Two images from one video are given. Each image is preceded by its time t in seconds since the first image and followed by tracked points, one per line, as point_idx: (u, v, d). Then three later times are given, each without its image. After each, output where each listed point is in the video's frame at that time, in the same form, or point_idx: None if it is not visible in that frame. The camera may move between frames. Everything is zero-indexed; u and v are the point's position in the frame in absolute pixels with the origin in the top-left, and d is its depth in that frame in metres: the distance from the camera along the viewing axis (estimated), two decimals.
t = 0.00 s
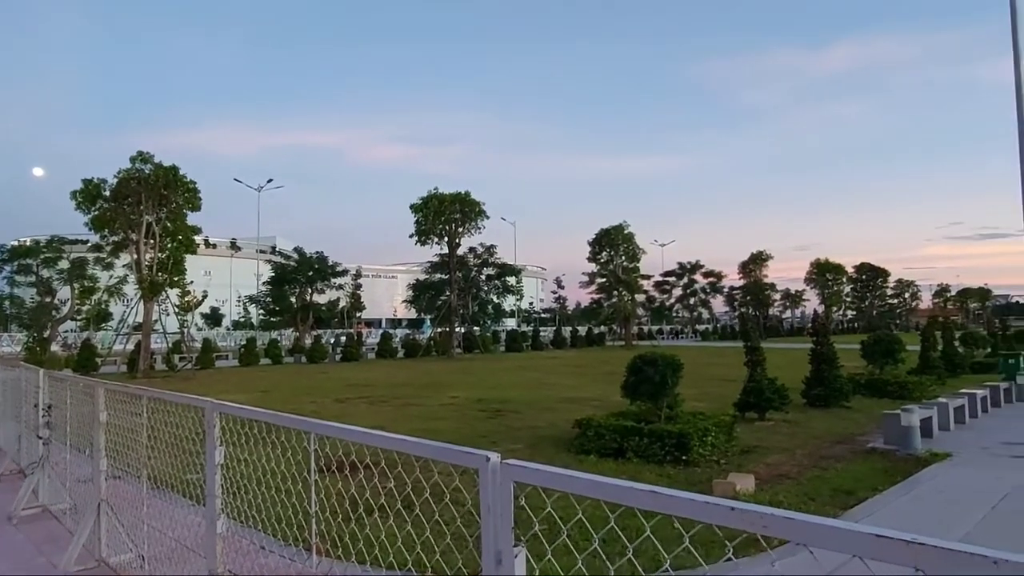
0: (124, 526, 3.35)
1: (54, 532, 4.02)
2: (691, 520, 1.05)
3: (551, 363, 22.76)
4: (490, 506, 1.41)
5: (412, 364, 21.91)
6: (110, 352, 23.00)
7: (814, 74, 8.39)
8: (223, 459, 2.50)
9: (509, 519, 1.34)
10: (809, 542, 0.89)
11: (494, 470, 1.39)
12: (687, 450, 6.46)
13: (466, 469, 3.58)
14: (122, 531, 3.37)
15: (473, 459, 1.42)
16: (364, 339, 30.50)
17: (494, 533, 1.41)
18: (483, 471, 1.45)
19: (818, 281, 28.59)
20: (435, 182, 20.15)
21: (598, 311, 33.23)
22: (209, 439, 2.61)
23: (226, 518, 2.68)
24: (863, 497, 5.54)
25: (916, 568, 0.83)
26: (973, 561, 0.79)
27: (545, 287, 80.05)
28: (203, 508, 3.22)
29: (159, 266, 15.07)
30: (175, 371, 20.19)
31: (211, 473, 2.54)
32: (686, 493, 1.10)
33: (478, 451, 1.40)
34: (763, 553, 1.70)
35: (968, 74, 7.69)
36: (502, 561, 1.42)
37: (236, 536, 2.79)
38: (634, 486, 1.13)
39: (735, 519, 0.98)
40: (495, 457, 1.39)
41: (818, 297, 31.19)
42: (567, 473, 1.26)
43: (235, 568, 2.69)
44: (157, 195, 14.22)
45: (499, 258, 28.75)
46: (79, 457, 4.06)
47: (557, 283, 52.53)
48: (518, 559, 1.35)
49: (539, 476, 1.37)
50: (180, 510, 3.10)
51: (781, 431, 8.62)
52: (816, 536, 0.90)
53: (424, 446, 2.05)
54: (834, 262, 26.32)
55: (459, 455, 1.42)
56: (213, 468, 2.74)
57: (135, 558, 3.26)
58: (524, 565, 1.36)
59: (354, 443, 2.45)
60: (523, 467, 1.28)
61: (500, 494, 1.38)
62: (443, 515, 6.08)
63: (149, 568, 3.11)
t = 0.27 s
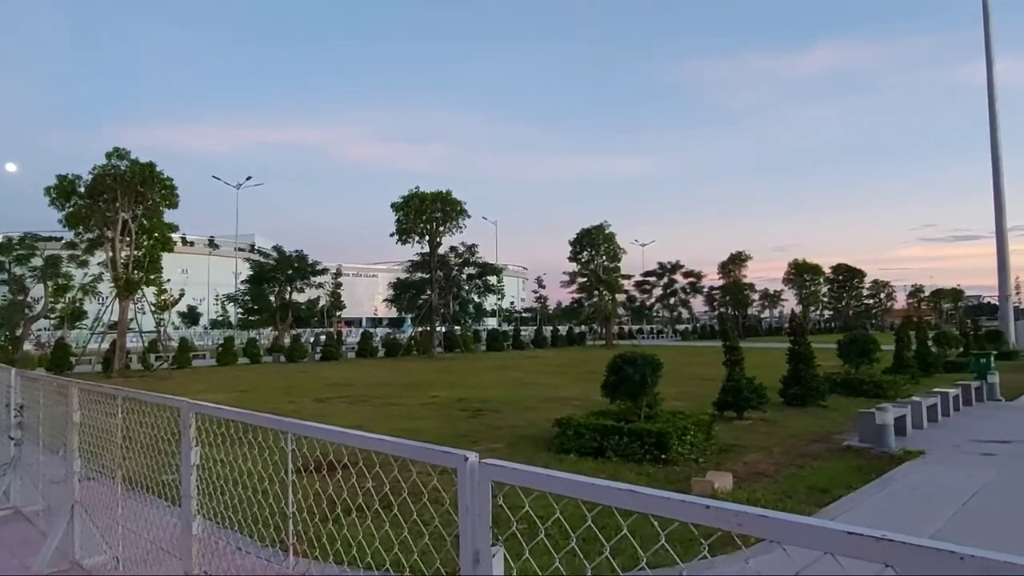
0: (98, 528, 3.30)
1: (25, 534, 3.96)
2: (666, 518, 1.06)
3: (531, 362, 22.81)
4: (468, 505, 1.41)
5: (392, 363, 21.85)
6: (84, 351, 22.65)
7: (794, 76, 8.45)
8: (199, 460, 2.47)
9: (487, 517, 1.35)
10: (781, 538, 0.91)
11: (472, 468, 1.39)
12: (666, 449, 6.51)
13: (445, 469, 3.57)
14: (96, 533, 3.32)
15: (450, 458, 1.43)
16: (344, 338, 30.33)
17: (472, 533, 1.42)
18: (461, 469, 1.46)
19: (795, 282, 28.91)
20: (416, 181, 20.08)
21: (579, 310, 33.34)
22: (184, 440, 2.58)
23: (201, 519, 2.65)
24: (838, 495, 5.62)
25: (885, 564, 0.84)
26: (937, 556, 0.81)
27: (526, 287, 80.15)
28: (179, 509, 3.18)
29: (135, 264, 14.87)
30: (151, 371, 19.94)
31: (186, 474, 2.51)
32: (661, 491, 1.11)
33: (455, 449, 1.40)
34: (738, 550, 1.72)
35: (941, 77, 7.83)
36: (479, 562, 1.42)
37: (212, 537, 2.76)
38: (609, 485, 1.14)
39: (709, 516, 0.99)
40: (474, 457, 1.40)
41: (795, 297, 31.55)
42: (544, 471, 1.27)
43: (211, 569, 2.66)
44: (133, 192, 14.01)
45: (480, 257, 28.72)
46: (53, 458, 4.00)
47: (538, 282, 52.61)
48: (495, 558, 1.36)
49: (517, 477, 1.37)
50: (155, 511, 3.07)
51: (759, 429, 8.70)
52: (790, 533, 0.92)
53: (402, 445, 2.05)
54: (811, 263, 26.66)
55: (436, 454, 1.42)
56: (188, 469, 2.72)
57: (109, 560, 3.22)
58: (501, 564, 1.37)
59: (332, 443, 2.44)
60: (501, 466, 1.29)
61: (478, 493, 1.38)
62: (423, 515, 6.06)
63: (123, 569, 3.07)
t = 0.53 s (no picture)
0: (68, 531, 3.24)
1: None
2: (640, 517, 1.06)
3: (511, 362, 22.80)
4: (444, 505, 1.41)
5: (370, 363, 21.73)
6: (55, 351, 22.25)
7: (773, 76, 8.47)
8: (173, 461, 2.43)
9: (464, 519, 1.34)
10: (756, 537, 0.91)
11: (449, 470, 1.38)
12: (644, 448, 6.54)
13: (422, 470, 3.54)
14: (66, 536, 3.26)
15: (425, 460, 1.41)
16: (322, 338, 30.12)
17: (448, 533, 1.41)
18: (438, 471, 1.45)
19: (772, 282, 29.23)
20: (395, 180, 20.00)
21: (558, 310, 33.43)
22: (157, 441, 2.55)
23: (175, 521, 2.60)
24: (812, 493, 5.68)
25: (855, 561, 0.85)
26: (905, 553, 0.82)
27: (505, 287, 80.19)
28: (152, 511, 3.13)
29: (107, 262, 14.65)
30: (125, 371, 19.65)
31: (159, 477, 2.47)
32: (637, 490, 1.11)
33: (431, 451, 1.38)
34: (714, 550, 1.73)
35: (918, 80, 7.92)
36: (455, 562, 1.42)
37: (186, 540, 2.71)
38: (586, 485, 1.14)
39: (684, 515, 1.00)
40: (450, 457, 1.39)
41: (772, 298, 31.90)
42: (522, 472, 1.26)
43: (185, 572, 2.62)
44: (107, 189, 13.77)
45: (460, 257, 28.66)
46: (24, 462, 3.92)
47: (518, 282, 52.63)
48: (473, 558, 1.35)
49: (494, 476, 1.37)
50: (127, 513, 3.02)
51: (735, 429, 8.77)
52: (763, 532, 0.92)
53: (378, 446, 2.03)
54: (787, 264, 26.96)
55: (412, 455, 1.41)
56: (160, 470, 2.68)
57: (80, 564, 3.15)
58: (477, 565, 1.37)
59: (307, 442, 2.41)
60: (479, 467, 1.28)
61: (455, 493, 1.38)
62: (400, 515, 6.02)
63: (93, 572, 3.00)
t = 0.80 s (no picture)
0: (35, 534, 3.18)
1: None
2: (615, 514, 1.07)
3: (488, 362, 22.80)
4: (420, 505, 1.40)
5: (347, 363, 21.60)
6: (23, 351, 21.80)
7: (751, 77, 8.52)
8: (143, 462, 2.40)
9: (439, 520, 1.33)
10: (728, 534, 0.93)
11: (424, 470, 1.37)
12: (620, 448, 6.57)
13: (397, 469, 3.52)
14: (33, 540, 3.20)
15: (400, 459, 1.40)
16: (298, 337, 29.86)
17: (423, 532, 1.41)
18: (414, 471, 1.45)
19: (747, 283, 29.53)
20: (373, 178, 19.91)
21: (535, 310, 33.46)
22: (128, 441, 2.51)
23: (145, 523, 2.57)
24: (786, 490, 5.76)
25: (823, 556, 0.86)
26: (874, 548, 0.83)
27: (483, 287, 80.12)
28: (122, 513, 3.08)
29: (78, 260, 14.40)
30: (95, 371, 19.30)
31: (129, 478, 2.44)
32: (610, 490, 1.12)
33: (406, 450, 1.38)
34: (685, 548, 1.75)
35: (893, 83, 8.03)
36: (429, 562, 1.41)
37: (156, 541, 2.68)
38: (560, 483, 1.14)
39: (658, 513, 1.00)
40: (425, 457, 1.39)
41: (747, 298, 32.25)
42: (497, 472, 1.26)
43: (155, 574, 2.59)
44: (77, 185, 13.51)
45: (437, 256, 28.59)
46: None
47: (495, 281, 52.61)
48: (448, 559, 1.35)
49: (470, 475, 1.37)
50: (97, 516, 2.98)
51: (710, 428, 8.85)
52: (734, 529, 0.94)
53: (353, 446, 2.02)
54: (762, 264, 27.28)
55: (386, 454, 1.40)
56: (131, 471, 2.65)
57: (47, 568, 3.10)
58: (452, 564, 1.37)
59: (281, 443, 2.39)
60: (454, 467, 1.27)
61: (429, 493, 1.37)
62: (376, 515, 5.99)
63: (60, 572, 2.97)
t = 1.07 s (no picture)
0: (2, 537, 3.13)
1: None
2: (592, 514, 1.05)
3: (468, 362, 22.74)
4: (397, 506, 1.38)
5: (326, 363, 21.44)
6: None
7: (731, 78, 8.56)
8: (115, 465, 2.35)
9: (416, 520, 1.31)
10: (706, 534, 0.91)
11: (401, 470, 1.35)
12: (600, 447, 6.57)
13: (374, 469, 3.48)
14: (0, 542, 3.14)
15: (377, 460, 1.38)
16: (276, 337, 29.58)
17: (400, 535, 1.38)
18: (392, 471, 1.42)
19: (726, 284, 29.74)
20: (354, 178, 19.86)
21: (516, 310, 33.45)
22: (101, 443, 2.47)
23: (118, 525, 2.54)
24: (764, 489, 5.79)
25: (798, 555, 0.85)
26: (848, 545, 0.82)
27: (464, 287, 79.98)
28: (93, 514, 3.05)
29: (52, 259, 14.16)
30: (68, 371, 18.96)
31: (101, 480, 2.39)
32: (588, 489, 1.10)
33: (383, 451, 1.35)
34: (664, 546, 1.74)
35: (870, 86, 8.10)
36: (406, 563, 1.39)
37: (130, 542, 2.65)
38: (537, 483, 1.12)
39: (635, 513, 0.99)
40: (403, 457, 1.36)
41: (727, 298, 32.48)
42: (474, 472, 1.24)
43: None
44: (51, 182, 13.26)
45: (418, 256, 28.49)
46: None
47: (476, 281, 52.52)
48: (425, 559, 1.33)
49: (447, 476, 1.35)
50: (67, 516, 2.94)
51: (689, 427, 8.89)
52: (711, 528, 0.92)
53: (329, 446, 1.99)
54: (741, 265, 27.51)
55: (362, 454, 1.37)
56: (103, 472, 2.61)
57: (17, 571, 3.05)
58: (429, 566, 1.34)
59: (255, 444, 2.36)
60: (431, 467, 1.25)
61: (407, 494, 1.35)
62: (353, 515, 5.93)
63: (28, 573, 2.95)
